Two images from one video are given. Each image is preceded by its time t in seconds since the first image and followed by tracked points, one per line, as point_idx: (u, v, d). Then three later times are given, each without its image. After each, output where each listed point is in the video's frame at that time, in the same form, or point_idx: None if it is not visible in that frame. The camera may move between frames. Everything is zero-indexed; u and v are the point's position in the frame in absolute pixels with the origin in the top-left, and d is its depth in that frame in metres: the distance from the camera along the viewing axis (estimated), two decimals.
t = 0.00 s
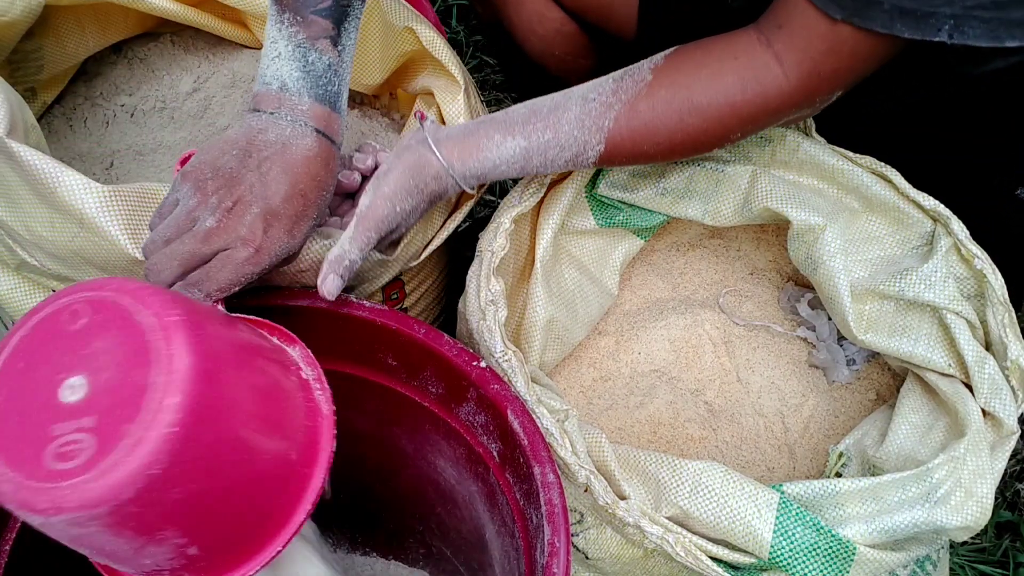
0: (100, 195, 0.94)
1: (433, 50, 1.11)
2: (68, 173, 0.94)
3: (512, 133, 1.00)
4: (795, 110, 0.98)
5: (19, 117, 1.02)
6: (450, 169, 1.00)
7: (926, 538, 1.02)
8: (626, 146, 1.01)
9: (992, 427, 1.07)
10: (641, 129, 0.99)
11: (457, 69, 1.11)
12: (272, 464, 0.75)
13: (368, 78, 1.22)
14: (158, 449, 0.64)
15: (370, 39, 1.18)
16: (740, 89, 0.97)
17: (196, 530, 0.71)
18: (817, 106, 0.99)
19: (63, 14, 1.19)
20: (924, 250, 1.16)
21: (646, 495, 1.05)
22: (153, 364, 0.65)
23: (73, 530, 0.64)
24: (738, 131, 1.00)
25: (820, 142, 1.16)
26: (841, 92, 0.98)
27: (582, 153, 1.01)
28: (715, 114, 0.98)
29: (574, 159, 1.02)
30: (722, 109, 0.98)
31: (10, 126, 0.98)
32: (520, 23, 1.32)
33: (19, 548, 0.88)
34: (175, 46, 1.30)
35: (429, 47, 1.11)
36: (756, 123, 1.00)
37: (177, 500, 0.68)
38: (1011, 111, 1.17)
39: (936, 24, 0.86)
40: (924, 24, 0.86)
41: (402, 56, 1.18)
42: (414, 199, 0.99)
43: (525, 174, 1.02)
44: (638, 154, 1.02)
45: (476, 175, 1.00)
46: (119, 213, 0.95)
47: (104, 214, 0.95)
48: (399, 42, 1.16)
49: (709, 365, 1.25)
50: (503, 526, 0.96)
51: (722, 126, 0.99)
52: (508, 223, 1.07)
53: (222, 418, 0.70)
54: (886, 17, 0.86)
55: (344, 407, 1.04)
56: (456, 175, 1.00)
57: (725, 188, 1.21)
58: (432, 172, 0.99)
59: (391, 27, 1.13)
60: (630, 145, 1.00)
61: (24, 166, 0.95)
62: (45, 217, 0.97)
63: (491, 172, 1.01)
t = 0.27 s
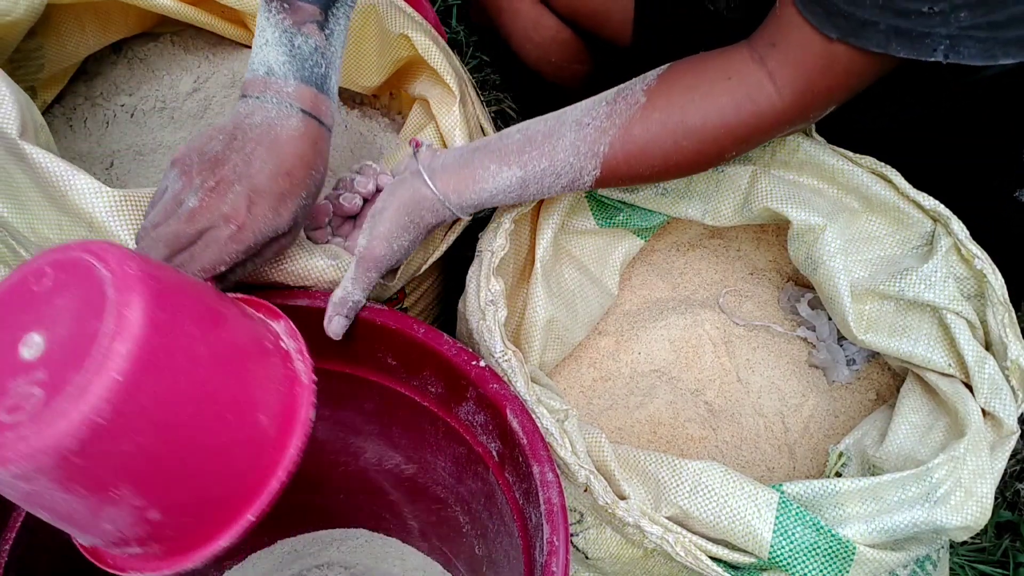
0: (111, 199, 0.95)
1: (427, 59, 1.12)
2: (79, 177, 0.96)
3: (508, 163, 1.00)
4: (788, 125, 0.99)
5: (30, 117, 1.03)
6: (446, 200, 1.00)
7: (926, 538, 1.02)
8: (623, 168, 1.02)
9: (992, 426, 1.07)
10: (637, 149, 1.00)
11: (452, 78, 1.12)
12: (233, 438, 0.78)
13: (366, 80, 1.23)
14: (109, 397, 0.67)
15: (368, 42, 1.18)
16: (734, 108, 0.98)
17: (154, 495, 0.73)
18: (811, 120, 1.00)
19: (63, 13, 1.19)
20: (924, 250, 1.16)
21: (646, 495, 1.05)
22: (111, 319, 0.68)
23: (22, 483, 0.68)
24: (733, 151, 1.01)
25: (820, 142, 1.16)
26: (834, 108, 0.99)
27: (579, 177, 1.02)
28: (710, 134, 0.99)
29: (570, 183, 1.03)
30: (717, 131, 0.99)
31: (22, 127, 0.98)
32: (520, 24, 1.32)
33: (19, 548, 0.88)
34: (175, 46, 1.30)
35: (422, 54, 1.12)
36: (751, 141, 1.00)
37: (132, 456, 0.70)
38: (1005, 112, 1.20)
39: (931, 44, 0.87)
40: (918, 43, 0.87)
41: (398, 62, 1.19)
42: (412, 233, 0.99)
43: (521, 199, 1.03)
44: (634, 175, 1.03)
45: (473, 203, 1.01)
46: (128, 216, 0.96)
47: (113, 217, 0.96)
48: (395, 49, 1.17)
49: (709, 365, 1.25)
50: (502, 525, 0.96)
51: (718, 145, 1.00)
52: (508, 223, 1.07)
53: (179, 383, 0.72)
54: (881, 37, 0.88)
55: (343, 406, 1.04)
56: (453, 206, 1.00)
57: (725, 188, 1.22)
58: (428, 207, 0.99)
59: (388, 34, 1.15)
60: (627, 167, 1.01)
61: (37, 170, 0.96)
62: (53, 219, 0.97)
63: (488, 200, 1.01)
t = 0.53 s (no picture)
0: (114, 202, 0.95)
1: (423, 64, 1.12)
2: (81, 179, 0.96)
3: (501, 167, 1.00)
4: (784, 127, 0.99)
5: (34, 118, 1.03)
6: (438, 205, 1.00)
7: (926, 538, 1.02)
8: (616, 173, 1.02)
9: (992, 426, 1.07)
10: (631, 153, 1.00)
11: (449, 86, 1.12)
12: (210, 405, 0.75)
13: (364, 82, 1.23)
14: (75, 357, 0.64)
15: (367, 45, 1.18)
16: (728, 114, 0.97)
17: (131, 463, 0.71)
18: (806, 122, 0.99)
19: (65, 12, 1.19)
20: (924, 250, 1.16)
21: (646, 495, 1.05)
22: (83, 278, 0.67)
23: None
24: (727, 154, 1.01)
25: (820, 142, 1.17)
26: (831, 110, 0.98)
27: (573, 181, 1.02)
28: (705, 139, 0.99)
29: (565, 187, 1.03)
30: (711, 134, 0.98)
31: (26, 129, 0.99)
32: (520, 25, 1.32)
33: (20, 548, 0.88)
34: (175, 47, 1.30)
35: (419, 61, 1.12)
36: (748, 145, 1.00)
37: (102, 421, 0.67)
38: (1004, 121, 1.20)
39: (926, 49, 0.88)
40: (913, 48, 0.88)
41: (395, 66, 1.19)
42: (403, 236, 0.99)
43: (513, 203, 1.03)
44: (628, 179, 1.03)
45: (466, 207, 1.01)
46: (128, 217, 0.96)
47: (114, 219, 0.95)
48: (392, 54, 1.17)
49: (709, 365, 1.25)
50: (502, 524, 0.96)
51: (714, 150, 1.00)
52: (508, 223, 1.07)
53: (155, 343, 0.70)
54: (876, 41, 0.89)
55: (344, 405, 1.04)
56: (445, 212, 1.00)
57: (725, 188, 1.22)
58: (420, 211, 1.00)
59: (384, 38, 1.15)
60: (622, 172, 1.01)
61: (39, 172, 0.96)
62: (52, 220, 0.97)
63: (479, 204, 1.01)
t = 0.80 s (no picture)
0: (116, 202, 0.95)
1: (422, 65, 1.12)
2: (82, 178, 0.96)
3: (500, 167, 1.01)
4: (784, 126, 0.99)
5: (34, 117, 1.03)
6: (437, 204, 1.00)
7: (926, 538, 1.02)
8: (614, 171, 1.01)
9: (992, 426, 1.07)
10: (630, 151, 1.00)
11: (448, 89, 1.11)
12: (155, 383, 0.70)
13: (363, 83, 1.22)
14: None
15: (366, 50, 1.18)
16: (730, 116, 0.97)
17: (76, 450, 0.68)
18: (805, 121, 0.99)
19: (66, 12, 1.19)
20: (924, 250, 1.16)
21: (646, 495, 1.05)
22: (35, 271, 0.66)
23: None
24: (726, 153, 1.01)
25: (820, 143, 1.17)
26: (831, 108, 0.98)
27: (573, 181, 1.02)
28: (704, 137, 0.99)
29: (565, 187, 1.03)
30: (710, 133, 0.98)
31: (27, 128, 0.99)
32: (521, 24, 1.32)
33: (21, 547, 0.88)
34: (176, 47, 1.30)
35: (418, 63, 1.12)
36: (749, 144, 1.00)
37: (38, 403, 0.65)
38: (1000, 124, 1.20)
39: (925, 48, 0.88)
40: (913, 46, 0.88)
41: (394, 68, 1.18)
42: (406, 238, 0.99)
43: (513, 202, 1.03)
44: (628, 178, 1.03)
45: (465, 207, 1.01)
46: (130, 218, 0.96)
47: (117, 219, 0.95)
48: (391, 55, 1.17)
49: (709, 365, 1.25)
50: (502, 524, 0.96)
51: (712, 148, 1.00)
52: (508, 223, 1.07)
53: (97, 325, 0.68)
54: (877, 40, 0.89)
55: (344, 405, 1.04)
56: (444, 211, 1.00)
57: (725, 188, 1.22)
58: (419, 210, 1.00)
59: (383, 40, 1.15)
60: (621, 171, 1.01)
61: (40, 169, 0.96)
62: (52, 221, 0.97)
63: (478, 203, 1.01)
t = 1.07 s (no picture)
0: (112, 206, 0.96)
1: (423, 61, 1.11)
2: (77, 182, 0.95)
3: (505, 159, 0.99)
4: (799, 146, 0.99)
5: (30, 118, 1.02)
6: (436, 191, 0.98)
7: (926, 538, 1.02)
8: (623, 173, 1.01)
9: (992, 427, 1.07)
10: (639, 153, 1.00)
11: (448, 84, 1.11)
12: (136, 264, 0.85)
13: (365, 81, 1.23)
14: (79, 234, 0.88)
15: (367, 47, 1.18)
16: (742, 129, 0.97)
17: None
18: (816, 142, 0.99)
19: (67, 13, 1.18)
20: (924, 250, 1.16)
21: (646, 495, 1.05)
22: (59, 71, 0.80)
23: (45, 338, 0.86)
24: (734, 164, 1.00)
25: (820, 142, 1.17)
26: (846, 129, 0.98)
27: (578, 181, 1.01)
28: (715, 147, 0.99)
29: (568, 186, 1.02)
30: (721, 142, 0.98)
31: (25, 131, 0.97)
32: (522, 24, 1.32)
33: (20, 548, 0.88)
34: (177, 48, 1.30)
35: (420, 60, 1.12)
36: (761, 159, 1.00)
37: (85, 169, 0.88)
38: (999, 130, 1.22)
39: (940, 61, 0.89)
40: (928, 60, 0.89)
41: (395, 66, 1.18)
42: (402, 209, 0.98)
43: (517, 197, 1.01)
44: (634, 182, 1.02)
45: (468, 198, 1.00)
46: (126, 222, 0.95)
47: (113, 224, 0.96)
48: (392, 53, 1.16)
49: (709, 365, 1.25)
50: (502, 525, 0.96)
51: (723, 158, 0.99)
52: (508, 223, 1.07)
53: (6, 280, 0.72)
54: (893, 55, 0.89)
55: (343, 406, 1.03)
56: (448, 194, 0.98)
57: (725, 188, 1.22)
58: (421, 195, 0.98)
59: (384, 38, 1.14)
60: (630, 173, 1.01)
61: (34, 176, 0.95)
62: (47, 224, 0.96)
63: (483, 194, 1.00)
